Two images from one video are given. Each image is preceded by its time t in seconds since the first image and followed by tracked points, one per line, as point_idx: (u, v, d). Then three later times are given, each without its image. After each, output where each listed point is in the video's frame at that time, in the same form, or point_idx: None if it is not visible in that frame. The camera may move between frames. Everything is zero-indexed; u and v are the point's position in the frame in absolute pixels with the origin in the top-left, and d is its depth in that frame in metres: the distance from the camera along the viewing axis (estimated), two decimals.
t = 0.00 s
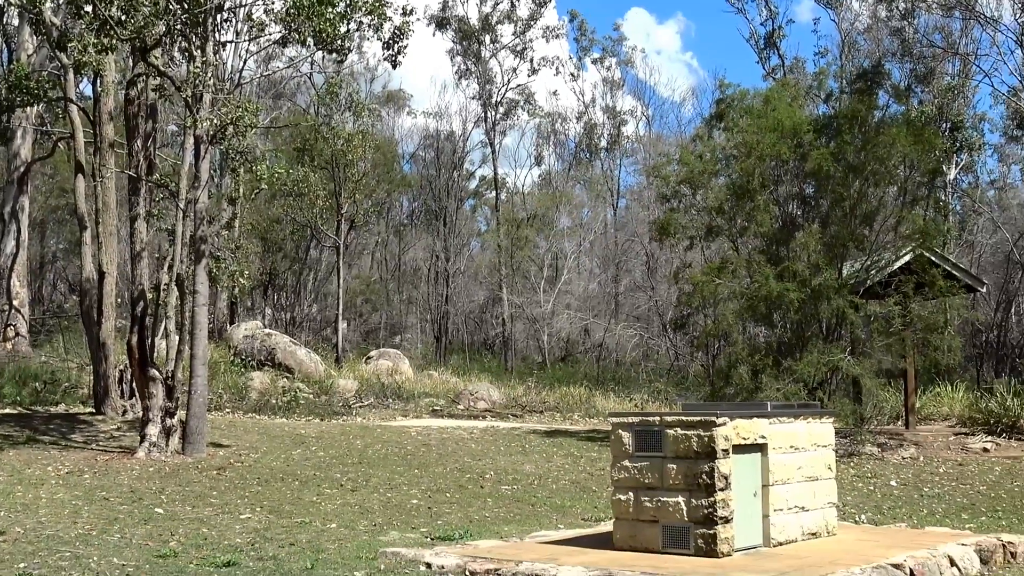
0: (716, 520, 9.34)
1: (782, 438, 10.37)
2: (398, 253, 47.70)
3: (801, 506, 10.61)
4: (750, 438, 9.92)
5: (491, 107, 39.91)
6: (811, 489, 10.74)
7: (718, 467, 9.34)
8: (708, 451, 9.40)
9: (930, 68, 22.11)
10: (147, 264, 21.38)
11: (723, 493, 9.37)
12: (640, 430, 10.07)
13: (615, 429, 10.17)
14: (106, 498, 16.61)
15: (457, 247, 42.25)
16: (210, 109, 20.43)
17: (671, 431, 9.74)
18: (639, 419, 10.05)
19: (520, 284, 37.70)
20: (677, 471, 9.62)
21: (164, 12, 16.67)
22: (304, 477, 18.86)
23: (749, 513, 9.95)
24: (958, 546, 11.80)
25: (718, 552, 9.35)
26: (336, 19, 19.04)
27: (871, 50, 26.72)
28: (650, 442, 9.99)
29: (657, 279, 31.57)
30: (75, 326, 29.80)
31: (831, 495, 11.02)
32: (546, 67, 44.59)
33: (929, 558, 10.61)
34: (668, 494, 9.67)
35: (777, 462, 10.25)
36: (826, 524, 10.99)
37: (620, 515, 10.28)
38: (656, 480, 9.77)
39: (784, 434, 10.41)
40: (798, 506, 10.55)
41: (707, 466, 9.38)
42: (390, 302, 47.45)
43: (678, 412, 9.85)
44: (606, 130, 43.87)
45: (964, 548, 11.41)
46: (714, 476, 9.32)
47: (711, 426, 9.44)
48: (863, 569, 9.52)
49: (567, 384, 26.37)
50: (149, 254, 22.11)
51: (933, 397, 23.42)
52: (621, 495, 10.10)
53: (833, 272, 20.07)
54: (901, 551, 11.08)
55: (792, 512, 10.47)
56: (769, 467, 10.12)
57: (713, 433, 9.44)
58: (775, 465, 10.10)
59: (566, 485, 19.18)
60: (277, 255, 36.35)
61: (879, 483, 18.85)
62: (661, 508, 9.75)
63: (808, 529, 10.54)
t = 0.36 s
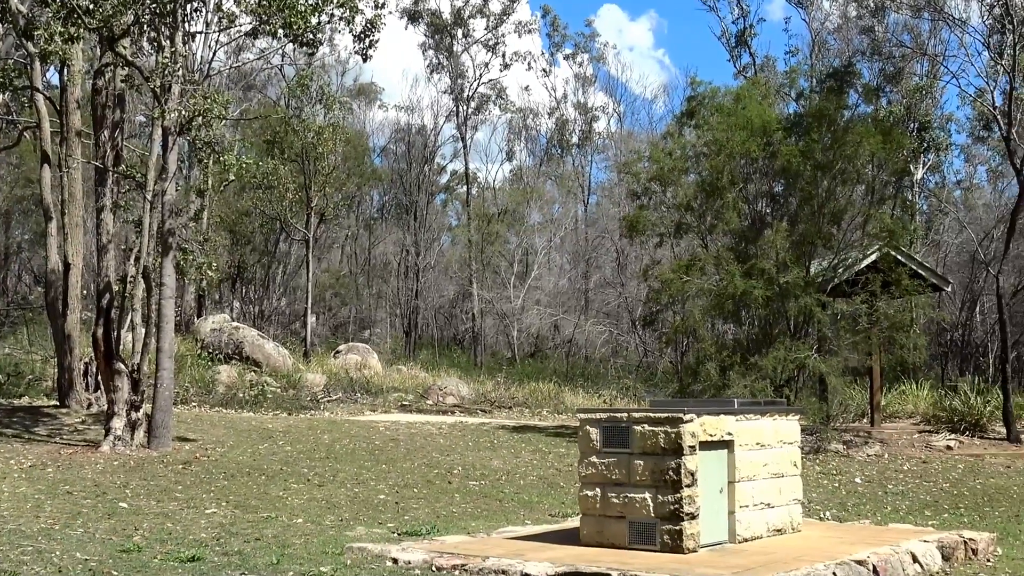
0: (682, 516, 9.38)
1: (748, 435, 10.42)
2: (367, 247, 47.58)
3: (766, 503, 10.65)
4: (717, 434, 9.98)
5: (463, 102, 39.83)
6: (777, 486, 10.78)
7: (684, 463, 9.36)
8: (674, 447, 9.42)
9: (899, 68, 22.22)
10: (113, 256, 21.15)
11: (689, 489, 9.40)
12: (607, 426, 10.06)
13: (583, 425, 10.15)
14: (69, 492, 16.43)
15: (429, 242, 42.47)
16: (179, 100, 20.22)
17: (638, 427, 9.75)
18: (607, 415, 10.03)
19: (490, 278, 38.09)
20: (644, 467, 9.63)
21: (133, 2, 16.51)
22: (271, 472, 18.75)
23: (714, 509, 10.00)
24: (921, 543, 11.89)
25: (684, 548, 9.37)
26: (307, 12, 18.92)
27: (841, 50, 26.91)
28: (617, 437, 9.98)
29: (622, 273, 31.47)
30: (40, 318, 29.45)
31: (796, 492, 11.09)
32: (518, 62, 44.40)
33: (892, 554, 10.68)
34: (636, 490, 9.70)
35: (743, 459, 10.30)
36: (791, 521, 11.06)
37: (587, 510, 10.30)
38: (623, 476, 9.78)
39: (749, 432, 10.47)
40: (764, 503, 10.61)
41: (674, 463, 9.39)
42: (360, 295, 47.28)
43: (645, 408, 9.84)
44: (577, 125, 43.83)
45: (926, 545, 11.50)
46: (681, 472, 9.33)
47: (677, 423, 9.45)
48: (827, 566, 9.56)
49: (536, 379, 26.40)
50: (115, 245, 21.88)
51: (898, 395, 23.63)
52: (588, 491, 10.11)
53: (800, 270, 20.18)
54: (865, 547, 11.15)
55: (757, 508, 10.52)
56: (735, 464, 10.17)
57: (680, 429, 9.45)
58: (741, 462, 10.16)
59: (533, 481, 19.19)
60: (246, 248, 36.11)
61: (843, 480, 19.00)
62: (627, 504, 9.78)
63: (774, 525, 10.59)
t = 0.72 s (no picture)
0: (647, 518, 9.41)
1: (713, 437, 10.46)
2: (334, 246, 47.41)
3: (731, 504, 10.67)
4: (682, 436, 9.98)
5: (432, 102, 39.77)
6: (741, 487, 10.82)
7: (649, 465, 9.37)
8: (640, 449, 9.42)
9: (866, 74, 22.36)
10: (76, 253, 20.91)
11: (655, 491, 9.42)
12: (573, 427, 10.05)
13: (548, 426, 10.13)
14: (29, 491, 16.22)
15: (395, 242, 42.55)
16: (145, 97, 20.02)
17: (604, 428, 9.74)
18: (572, 416, 10.03)
19: (457, 279, 38.11)
20: (609, 468, 9.63)
21: None
22: (235, 472, 18.60)
23: (679, 510, 10.02)
24: (882, 545, 11.96)
25: (648, 549, 9.40)
26: (275, 10, 18.79)
27: (809, 55, 27.14)
28: (582, 439, 9.97)
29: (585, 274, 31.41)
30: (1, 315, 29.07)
31: (760, 494, 11.13)
32: (488, 63, 44.32)
33: (853, 556, 10.76)
34: (601, 492, 9.70)
35: (708, 460, 10.32)
36: (755, 523, 11.10)
37: (553, 511, 10.29)
38: (588, 477, 9.78)
39: (714, 433, 10.49)
40: (729, 504, 10.64)
41: (640, 464, 9.40)
42: (326, 296, 47.03)
43: (611, 409, 9.84)
44: (547, 127, 43.80)
45: (888, 547, 11.59)
46: (646, 474, 9.35)
47: (643, 425, 9.45)
48: (789, 567, 9.58)
49: (503, 380, 26.40)
50: (79, 242, 21.64)
51: (862, 398, 23.83)
52: (554, 492, 10.10)
53: (767, 273, 20.28)
54: (827, 548, 11.21)
55: (722, 510, 10.55)
56: (700, 465, 10.19)
57: (646, 431, 9.45)
58: (706, 463, 10.18)
59: (499, 482, 19.16)
60: (213, 247, 35.86)
61: (807, 482, 19.13)
62: (593, 506, 9.78)
63: (737, 527, 10.63)
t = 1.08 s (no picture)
0: (608, 515, 9.42)
1: (675, 434, 10.49)
2: (299, 242, 47.31)
3: (693, 501, 10.75)
4: (644, 433, 10.01)
5: (397, 98, 39.68)
6: (702, 484, 10.89)
7: (611, 461, 9.39)
8: (602, 445, 9.44)
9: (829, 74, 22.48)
10: (35, 247, 20.68)
11: (616, 487, 9.45)
12: (535, 424, 10.06)
13: (510, 423, 10.14)
14: None
15: (361, 238, 42.87)
16: (106, 90, 19.84)
17: (566, 425, 9.75)
18: (535, 414, 10.05)
19: (423, 274, 38.24)
20: (572, 465, 9.64)
21: None
22: (196, 468, 18.48)
23: (641, 507, 10.05)
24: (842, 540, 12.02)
25: (609, 546, 9.42)
26: (239, 4, 18.68)
27: (773, 54, 27.35)
28: (544, 436, 9.99)
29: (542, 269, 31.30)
30: None
31: (722, 491, 11.21)
32: (454, 60, 44.20)
33: (812, 552, 10.81)
34: (563, 488, 9.70)
35: (669, 457, 10.36)
36: (716, 520, 11.17)
37: (514, 508, 10.28)
38: (550, 474, 9.79)
39: (676, 430, 10.54)
40: (690, 501, 10.71)
41: (602, 461, 9.42)
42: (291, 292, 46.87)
43: (572, 406, 9.86)
44: (512, 124, 43.67)
45: (847, 542, 11.64)
46: (608, 471, 9.36)
47: (605, 422, 9.47)
48: (749, 563, 9.62)
49: (467, 376, 26.43)
50: (39, 236, 21.41)
51: (824, 395, 24.02)
52: (515, 489, 10.09)
53: (730, 271, 20.35)
54: (788, 545, 11.25)
55: (684, 507, 10.61)
56: (661, 462, 10.22)
57: (607, 428, 9.47)
58: (668, 460, 10.22)
59: (463, 479, 19.16)
60: (174, 242, 35.67)
61: (769, 479, 19.25)
62: (554, 502, 9.78)
63: (699, 524, 10.70)
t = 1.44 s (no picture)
0: (569, 511, 9.45)
1: (635, 431, 10.52)
2: (260, 238, 47.18)
3: (652, 497, 10.81)
4: (605, 430, 10.00)
5: (359, 93, 39.55)
6: (663, 480, 10.93)
7: (572, 458, 9.41)
8: (563, 442, 9.44)
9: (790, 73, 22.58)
10: None
11: (577, 484, 9.47)
12: (496, 420, 10.06)
13: (471, 420, 10.13)
14: None
15: (322, 234, 42.81)
16: (64, 83, 19.57)
17: (527, 422, 9.76)
18: (496, 410, 10.05)
19: (385, 272, 37.92)
20: (532, 462, 9.65)
21: None
22: (154, 465, 18.31)
23: (601, 504, 10.07)
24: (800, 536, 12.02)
25: (569, 542, 9.45)
26: None
27: (735, 52, 27.59)
28: (505, 433, 9.99)
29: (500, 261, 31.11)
30: None
31: (681, 487, 11.26)
32: (417, 55, 44.11)
33: (771, 547, 10.78)
34: (523, 485, 9.70)
35: (630, 454, 10.38)
36: (676, 515, 11.24)
37: (475, 504, 10.28)
38: (511, 470, 9.80)
39: (637, 427, 10.55)
40: (650, 497, 10.77)
41: (562, 458, 9.43)
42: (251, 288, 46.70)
43: (534, 403, 9.86)
44: (475, 121, 43.51)
45: (805, 538, 11.65)
46: (568, 467, 9.38)
47: (566, 418, 9.47)
48: (708, 559, 9.60)
49: (429, 373, 26.45)
50: None
51: (784, 392, 24.19)
52: (476, 485, 10.09)
53: (691, 269, 20.41)
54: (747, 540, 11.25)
55: (643, 503, 10.66)
56: (622, 459, 10.23)
57: (568, 425, 9.48)
58: (628, 457, 10.24)
59: (424, 476, 19.13)
60: (134, 238, 35.34)
61: (729, 475, 19.36)
62: (515, 499, 9.78)
63: (659, 520, 10.76)
